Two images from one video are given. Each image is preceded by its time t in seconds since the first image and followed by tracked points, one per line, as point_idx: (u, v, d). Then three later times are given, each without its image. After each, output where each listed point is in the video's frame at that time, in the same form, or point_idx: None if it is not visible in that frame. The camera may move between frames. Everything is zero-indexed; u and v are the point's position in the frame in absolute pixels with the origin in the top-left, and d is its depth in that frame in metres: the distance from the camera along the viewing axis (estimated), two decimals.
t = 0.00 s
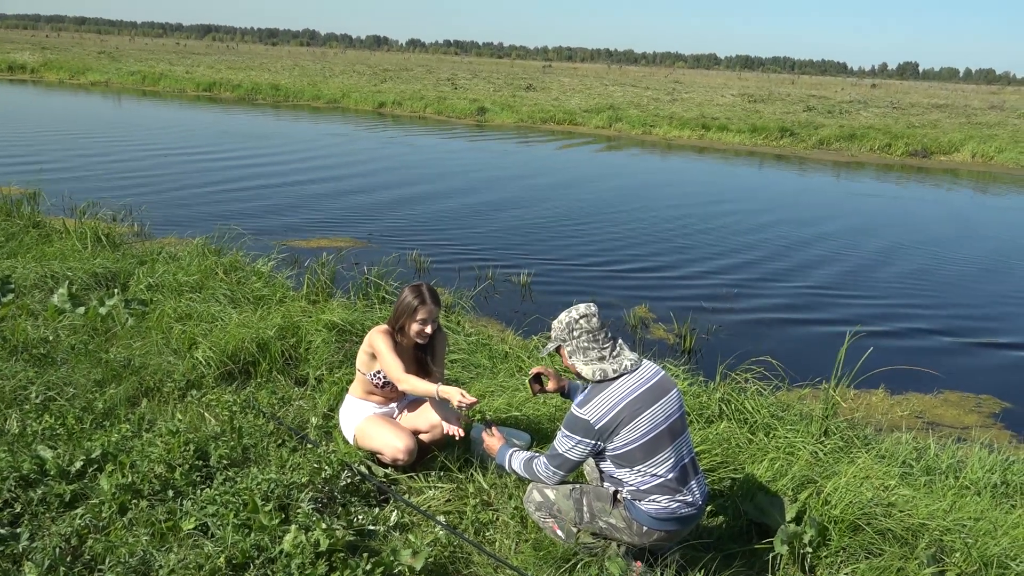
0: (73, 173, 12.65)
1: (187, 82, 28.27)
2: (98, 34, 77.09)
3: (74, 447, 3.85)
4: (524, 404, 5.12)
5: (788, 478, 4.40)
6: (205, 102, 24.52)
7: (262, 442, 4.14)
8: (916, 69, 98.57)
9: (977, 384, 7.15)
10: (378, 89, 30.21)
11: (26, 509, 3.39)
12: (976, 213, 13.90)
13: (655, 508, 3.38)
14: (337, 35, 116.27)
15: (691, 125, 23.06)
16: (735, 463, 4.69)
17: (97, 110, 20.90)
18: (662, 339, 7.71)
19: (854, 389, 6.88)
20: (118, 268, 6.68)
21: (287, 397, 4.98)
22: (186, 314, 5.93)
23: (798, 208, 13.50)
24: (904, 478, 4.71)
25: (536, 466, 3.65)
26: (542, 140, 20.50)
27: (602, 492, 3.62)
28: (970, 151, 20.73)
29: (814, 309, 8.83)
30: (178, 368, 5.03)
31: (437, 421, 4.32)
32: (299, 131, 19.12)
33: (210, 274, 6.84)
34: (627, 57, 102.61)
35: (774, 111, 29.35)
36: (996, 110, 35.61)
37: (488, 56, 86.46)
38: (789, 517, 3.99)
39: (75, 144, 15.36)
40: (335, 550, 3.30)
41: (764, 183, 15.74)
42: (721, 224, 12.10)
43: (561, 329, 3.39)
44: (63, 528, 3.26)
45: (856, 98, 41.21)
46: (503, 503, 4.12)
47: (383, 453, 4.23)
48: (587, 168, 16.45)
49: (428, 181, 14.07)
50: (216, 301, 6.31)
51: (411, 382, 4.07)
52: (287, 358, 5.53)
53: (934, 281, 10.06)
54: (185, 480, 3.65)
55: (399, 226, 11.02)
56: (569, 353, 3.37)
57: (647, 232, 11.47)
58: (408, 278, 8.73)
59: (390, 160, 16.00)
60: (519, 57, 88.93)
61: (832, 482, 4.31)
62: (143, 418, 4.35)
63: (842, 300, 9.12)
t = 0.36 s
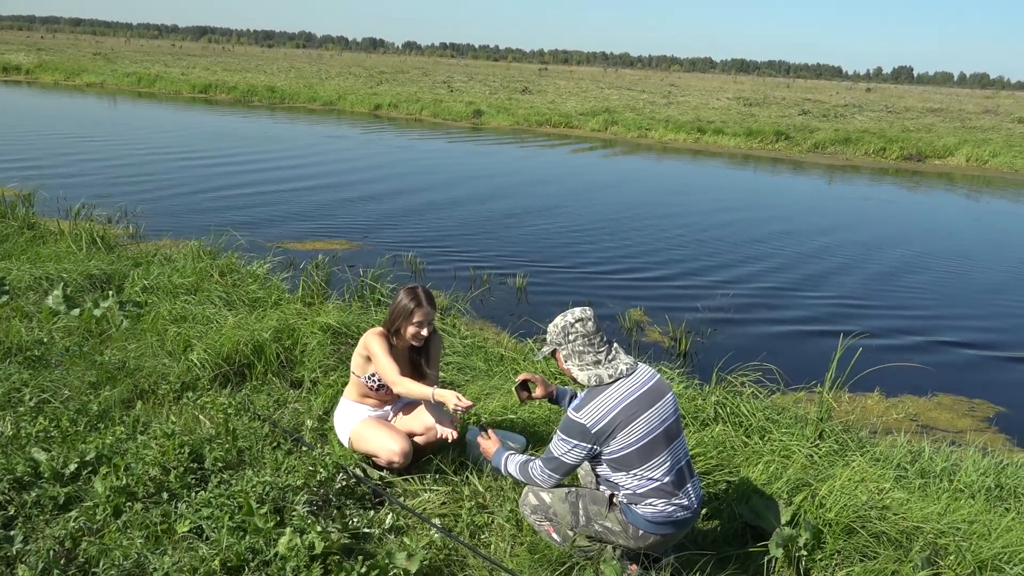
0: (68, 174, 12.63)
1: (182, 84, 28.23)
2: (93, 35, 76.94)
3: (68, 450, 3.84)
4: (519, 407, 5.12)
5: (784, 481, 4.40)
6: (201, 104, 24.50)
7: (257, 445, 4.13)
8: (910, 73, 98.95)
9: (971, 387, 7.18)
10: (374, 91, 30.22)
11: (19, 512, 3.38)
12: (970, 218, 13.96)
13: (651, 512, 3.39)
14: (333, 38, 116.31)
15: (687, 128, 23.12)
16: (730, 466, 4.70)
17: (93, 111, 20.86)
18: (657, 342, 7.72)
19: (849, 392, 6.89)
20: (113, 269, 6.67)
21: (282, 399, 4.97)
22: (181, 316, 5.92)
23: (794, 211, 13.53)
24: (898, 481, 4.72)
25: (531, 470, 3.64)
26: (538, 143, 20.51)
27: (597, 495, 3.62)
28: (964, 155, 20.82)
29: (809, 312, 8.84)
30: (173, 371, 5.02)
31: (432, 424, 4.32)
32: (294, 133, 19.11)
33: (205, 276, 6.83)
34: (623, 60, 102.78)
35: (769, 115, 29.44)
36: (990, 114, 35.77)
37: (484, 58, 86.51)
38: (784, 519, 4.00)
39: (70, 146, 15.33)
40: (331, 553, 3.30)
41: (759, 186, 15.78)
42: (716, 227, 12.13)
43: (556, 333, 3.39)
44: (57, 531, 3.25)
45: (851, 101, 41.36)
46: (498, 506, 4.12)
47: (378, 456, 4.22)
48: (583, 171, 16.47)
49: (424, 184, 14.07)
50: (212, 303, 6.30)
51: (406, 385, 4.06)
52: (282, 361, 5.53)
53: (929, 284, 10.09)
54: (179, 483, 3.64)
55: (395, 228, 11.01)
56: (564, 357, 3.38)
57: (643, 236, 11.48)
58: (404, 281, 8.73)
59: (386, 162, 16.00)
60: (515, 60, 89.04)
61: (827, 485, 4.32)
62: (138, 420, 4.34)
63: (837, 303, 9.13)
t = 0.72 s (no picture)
0: (73, 177, 12.67)
1: (188, 87, 28.34)
2: (99, 38, 77.28)
3: (74, 452, 3.85)
4: (524, 410, 5.12)
5: (789, 485, 4.39)
6: (206, 107, 24.57)
7: (261, 447, 4.13)
8: (915, 77, 98.83)
9: (976, 392, 7.15)
10: (379, 94, 30.28)
11: (25, 513, 3.38)
12: (975, 222, 13.95)
13: (656, 518, 3.39)
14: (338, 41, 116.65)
15: (691, 131, 23.12)
16: (735, 470, 4.70)
17: (98, 114, 20.93)
18: (661, 345, 7.71)
19: (854, 396, 6.87)
20: (119, 272, 6.68)
21: (286, 402, 4.98)
22: (186, 318, 5.93)
23: (798, 215, 13.51)
24: (904, 486, 4.70)
25: (536, 474, 3.64)
26: (542, 146, 20.53)
27: (602, 500, 3.61)
28: (969, 159, 20.77)
29: (813, 316, 8.83)
30: (178, 373, 5.02)
31: (436, 427, 4.33)
32: (299, 136, 19.14)
33: (210, 278, 6.85)
34: (627, 64, 102.87)
35: (774, 119, 29.43)
36: (995, 119, 35.70)
37: (488, 61, 86.62)
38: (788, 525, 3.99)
39: (75, 148, 15.37)
40: (335, 556, 3.30)
41: (764, 190, 15.76)
42: (722, 231, 12.11)
43: (562, 337, 3.39)
44: (62, 533, 3.25)
45: (856, 105, 41.31)
46: (502, 510, 4.11)
47: (383, 458, 4.22)
48: (587, 175, 16.48)
49: (428, 187, 14.09)
50: (217, 305, 6.31)
51: (410, 388, 4.07)
52: (287, 364, 5.54)
53: (934, 289, 10.06)
54: (185, 485, 3.64)
55: (399, 231, 11.02)
56: (569, 362, 3.38)
57: (647, 239, 11.47)
58: (408, 284, 8.74)
59: (391, 165, 16.02)
60: (519, 63, 89.18)
61: (832, 490, 4.30)
62: (143, 422, 4.35)
63: (842, 307, 9.11)
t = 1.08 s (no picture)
0: (87, 182, 12.78)
1: (200, 93, 28.52)
2: (113, 45, 77.98)
3: (87, 456, 3.87)
4: (535, 416, 5.12)
5: (801, 491, 4.36)
6: (219, 112, 24.73)
7: (273, 452, 4.14)
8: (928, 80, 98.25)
9: (990, 398, 7.09)
10: (390, 99, 30.41)
11: (39, 517, 3.40)
12: (989, 227, 13.84)
13: (667, 523, 3.37)
14: (349, 47, 117.26)
15: (702, 136, 23.07)
16: (747, 476, 4.67)
17: (112, 120, 21.11)
18: (672, 350, 7.69)
19: (867, 402, 6.83)
20: (132, 277, 6.73)
21: (298, 407, 4.99)
22: (198, 323, 5.96)
23: (810, 220, 13.45)
24: (917, 493, 4.66)
25: (547, 480, 3.63)
26: (553, 151, 20.54)
27: (613, 506, 3.60)
28: (983, 163, 20.63)
29: (825, 321, 8.79)
30: (190, 377, 5.05)
31: (447, 431, 4.33)
32: (310, 141, 19.24)
33: (222, 283, 6.89)
34: (638, 68, 102.88)
35: (785, 123, 29.34)
36: (1009, 122, 35.46)
37: (498, 66, 86.84)
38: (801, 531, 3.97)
39: (89, 154, 15.51)
40: (346, 560, 3.32)
41: (775, 195, 15.71)
42: (733, 236, 12.08)
43: (570, 344, 3.39)
44: (75, 537, 3.27)
45: (868, 109, 41.11)
46: (513, 516, 4.11)
47: (395, 461, 4.23)
48: (597, 179, 16.47)
49: (439, 192, 14.12)
50: (229, 310, 6.34)
51: (421, 394, 4.07)
52: (298, 368, 5.55)
53: (948, 295, 9.98)
54: (197, 489, 3.66)
55: (410, 236, 11.05)
56: (578, 369, 3.37)
57: (658, 244, 11.45)
58: (419, 289, 8.75)
59: (401, 170, 16.07)
60: (529, 68, 89.35)
61: (845, 496, 4.28)
62: (155, 427, 4.37)
63: (854, 313, 9.05)
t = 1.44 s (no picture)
0: (85, 188, 12.78)
1: (197, 98, 28.54)
2: (110, 51, 78.06)
3: (86, 462, 3.86)
4: (534, 418, 5.11)
5: (802, 492, 4.35)
6: (216, 118, 24.75)
7: (272, 457, 4.13)
8: (924, 79, 98.44)
9: (990, 397, 7.08)
10: (387, 103, 30.44)
11: (38, 524, 3.39)
12: (987, 226, 13.84)
13: (669, 526, 3.37)
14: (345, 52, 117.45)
15: (700, 137, 23.10)
16: (748, 476, 4.67)
17: (110, 126, 21.13)
18: (672, 352, 7.68)
19: (867, 402, 6.82)
20: (130, 282, 6.71)
21: (297, 411, 4.98)
22: (197, 328, 5.95)
23: (808, 220, 13.46)
24: (918, 492, 4.65)
25: (547, 482, 3.63)
26: (550, 153, 20.55)
27: (614, 509, 3.59)
28: (980, 161, 20.65)
29: (824, 321, 8.79)
30: (189, 383, 5.04)
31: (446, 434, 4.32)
32: (308, 146, 19.25)
33: (221, 288, 6.88)
34: (635, 70, 103.03)
35: (782, 124, 29.38)
36: (1005, 121, 35.53)
37: (494, 70, 87.01)
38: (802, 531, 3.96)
39: (87, 160, 15.50)
40: (346, 565, 3.31)
41: (773, 196, 15.73)
42: (732, 236, 12.08)
43: (566, 349, 3.40)
44: (74, 544, 3.25)
45: (866, 109, 41.15)
46: (514, 519, 4.10)
47: (395, 461, 4.22)
48: (595, 181, 16.49)
49: (437, 195, 14.12)
50: (227, 315, 6.34)
51: (419, 399, 4.06)
52: (297, 373, 5.54)
53: (946, 294, 9.98)
54: (196, 495, 3.64)
55: (408, 239, 11.05)
56: (576, 373, 3.37)
57: (657, 245, 11.45)
58: (418, 292, 8.74)
59: (399, 174, 16.07)
60: (526, 71, 89.54)
61: (846, 497, 4.27)
62: (154, 432, 4.35)
63: (853, 313, 9.06)
